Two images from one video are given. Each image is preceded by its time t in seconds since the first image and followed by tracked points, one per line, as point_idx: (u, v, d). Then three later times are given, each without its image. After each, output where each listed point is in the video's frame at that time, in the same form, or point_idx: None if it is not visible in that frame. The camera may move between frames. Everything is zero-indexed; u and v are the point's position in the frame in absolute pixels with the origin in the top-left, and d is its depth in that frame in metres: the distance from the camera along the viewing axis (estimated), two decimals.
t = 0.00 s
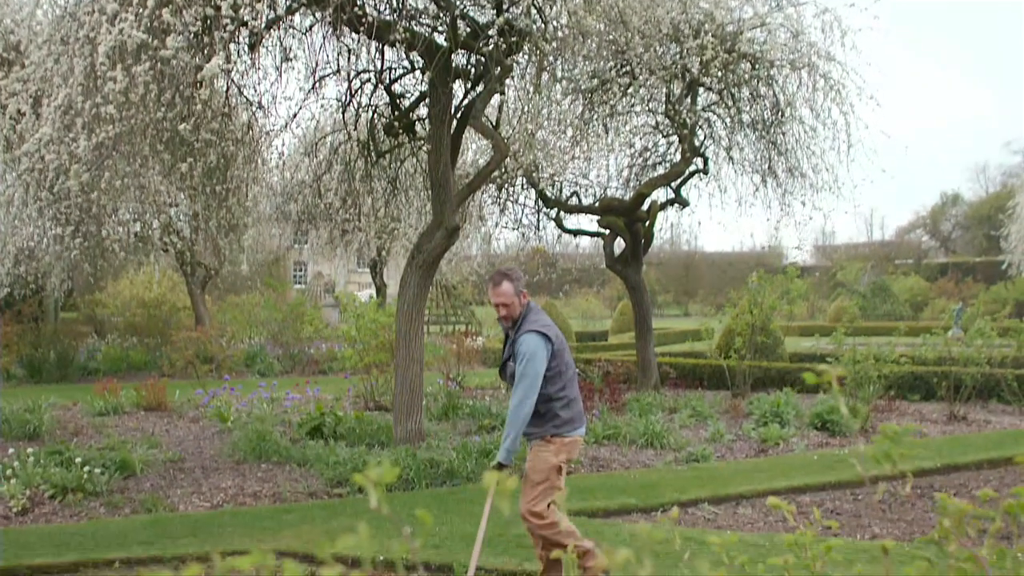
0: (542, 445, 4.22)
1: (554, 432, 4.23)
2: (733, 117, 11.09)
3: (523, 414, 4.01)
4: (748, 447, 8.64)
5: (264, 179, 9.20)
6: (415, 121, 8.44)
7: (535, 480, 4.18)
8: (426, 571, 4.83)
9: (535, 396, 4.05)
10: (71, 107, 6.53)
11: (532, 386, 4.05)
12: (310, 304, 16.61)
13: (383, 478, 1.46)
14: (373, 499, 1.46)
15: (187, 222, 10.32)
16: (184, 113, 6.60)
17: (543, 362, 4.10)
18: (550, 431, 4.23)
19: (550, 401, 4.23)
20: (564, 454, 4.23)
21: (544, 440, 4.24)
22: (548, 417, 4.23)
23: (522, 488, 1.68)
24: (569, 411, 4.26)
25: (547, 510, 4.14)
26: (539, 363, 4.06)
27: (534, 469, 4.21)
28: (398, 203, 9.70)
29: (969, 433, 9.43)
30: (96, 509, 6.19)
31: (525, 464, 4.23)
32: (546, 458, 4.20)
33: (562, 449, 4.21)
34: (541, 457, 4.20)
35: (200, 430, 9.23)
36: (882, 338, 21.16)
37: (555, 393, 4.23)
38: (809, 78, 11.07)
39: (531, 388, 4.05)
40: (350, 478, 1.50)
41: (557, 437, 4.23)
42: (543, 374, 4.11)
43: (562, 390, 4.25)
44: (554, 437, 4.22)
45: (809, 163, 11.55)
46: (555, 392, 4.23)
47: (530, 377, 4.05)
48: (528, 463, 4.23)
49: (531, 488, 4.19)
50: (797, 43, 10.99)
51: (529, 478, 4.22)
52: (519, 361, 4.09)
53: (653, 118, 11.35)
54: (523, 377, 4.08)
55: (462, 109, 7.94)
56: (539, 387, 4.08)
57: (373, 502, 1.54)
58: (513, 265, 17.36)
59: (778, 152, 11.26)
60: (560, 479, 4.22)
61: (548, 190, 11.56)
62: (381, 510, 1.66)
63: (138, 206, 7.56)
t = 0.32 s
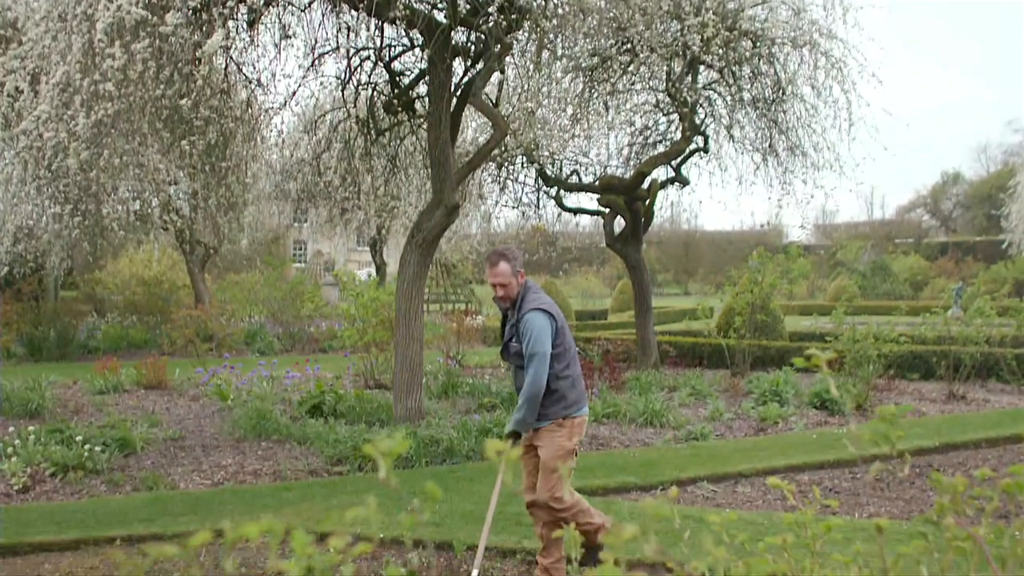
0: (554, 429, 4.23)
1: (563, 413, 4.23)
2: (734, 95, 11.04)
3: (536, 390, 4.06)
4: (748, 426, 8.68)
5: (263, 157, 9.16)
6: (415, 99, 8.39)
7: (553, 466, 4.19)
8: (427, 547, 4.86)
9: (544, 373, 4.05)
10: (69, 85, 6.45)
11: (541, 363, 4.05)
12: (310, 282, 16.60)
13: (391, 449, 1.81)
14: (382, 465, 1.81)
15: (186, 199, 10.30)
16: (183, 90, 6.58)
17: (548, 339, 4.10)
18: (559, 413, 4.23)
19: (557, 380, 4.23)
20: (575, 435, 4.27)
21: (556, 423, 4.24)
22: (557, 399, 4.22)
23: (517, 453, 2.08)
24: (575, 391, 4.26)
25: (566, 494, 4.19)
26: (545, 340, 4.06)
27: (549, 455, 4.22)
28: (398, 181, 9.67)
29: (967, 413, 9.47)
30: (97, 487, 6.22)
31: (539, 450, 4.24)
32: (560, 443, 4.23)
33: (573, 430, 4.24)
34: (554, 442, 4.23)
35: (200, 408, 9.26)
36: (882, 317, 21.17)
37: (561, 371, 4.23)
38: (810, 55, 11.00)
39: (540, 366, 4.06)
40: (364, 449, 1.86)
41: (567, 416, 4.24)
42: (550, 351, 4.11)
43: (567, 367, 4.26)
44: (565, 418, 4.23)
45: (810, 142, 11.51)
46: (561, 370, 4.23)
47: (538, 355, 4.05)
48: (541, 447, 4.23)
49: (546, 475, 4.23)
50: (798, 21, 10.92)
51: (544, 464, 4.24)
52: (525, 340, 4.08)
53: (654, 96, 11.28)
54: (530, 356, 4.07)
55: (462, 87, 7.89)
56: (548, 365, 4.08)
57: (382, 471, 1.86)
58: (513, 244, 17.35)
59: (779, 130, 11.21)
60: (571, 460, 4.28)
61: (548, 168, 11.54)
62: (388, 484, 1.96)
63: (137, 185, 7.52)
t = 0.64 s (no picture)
0: (554, 419, 4.23)
1: (563, 404, 4.23)
2: (735, 83, 11.00)
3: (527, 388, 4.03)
4: (748, 414, 8.69)
5: (263, 145, 9.15)
6: (415, 87, 8.37)
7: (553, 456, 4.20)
8: (428, 535, 4.88)
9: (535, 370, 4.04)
10: (67, 72, 6.40)
11: (530, 361, 4.05)
12: (310, 270, 16.61)
13: (391, 437, 1.82)
14: (383, 453, 1.82)
15: (186, 187, 10.29)
16: (183, 77, 6.56)
17: (542, 336, 4.09)
18: (559, 405, 4.23)
19: (555, 373, 4.22)
20: (576, 423, 4.26)
21: (557, 414, 4.24)
22: (556, 391, 4.23)
23: (517, 444, 2.12)
24: (575, 381, 4.26)
25: (563, 488, 4.20)
26: (538, 338, 4.06)
27: (550, 444, 4.24)
28: (398, 169, 9.65)
29: (967, 401, 9.48)
30: (97, 475, 6.23)
31: (541, 440, 4.26)
32: (560, 432, 4.23)
33: (574, 419, 4.23)
34: (554, 432, 4.23)
35: (201, 395, 9.28)
36: (882, 305, 21.20)
37: (558, 365, 4.22)
38: (810, 43, 10.96)
39: (529, 364, 4.06)
40: (364, 436, 1.86)
41: (567, 408, 4.24)
42: (543, 348, 4.10)
43: (566, 360, 4.24)
44: (565, 408, 4.24)
45: (811, 129, 11.48)
46: (559, 364, 4.22)
47: (530, 352, 4.05)
48: (543, 438, 4.25)
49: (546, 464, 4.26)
50: (799, 8, 10.87)
51: (545, 454, 4.25)
52: (518, 339, 4.09)
53: (655, 84, 11.24)
54: (521, 353, 4.08)
55: (462, 75, 7.88)
56: (538, 362, 4.08)
57: (382, 457, 1.88)
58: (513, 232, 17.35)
59: (779, 118, 11.19)
60: (573, 448, 4.28)
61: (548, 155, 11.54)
62: (388, 470, 2.00)
63: (139, 173, 7.48)
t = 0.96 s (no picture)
0: (562, 412, 4.23)
1: (570, 398, 4.23)
2: (735, 77, 10.97)
3: (538, 378, 4.02)
4: (748, 408, 8.70)
5: (262, 139, 9.14)
6: (415, 80, 8.36)
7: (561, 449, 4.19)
8: (428, 528, 4.88)
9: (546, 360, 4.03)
10: (66, 66, 6.36)
11: (542, 353, 4.04)
12: (310, 264, 16.60)
13: (393, 425, 1.88)
14: (385, 442, 1.88)
15: (186, 180, 10.29)
16: (182, 71, 6.60)
17: (551, 326, 4.09)
18: (565, 398, 4.23)
19: (562, 366, 4.22)
20: (581, 416, 4.27)
21: (563, 407, 4.24)
22: (562, 383, 4.22)
23: (518, 435, 2.13)
24: (580, 373, 4.27)
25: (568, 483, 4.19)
26: (547, 327, 4.06)
27: (556, 437, 4.23)
28: (397, 162, 9.64)
29: (966, 394, 9.49)
30: (98, 468, 6.25)
31: (547, 433, 4.25)
32: (567, 426, 4.23)
33: (580, 412, 4.23)
34: (561, 425, 4.23)
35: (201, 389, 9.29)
36: (882, 299, 21.22)
37: (565, 357, 4.22)
38: (811, 37, 10.91)
39: (539, 353, 4.06)
40: (366, 426, 1.92)
41: (573, 401, 4.24)
42: (552, 338, 4.10)
43: (571, 353, 4.25)
44: (572, 403, 4.23)
45: (811, 123, 11.46)
46: (566, 356, 4.23)
47: (541, 342, 4.04)
48: (549, 431, 4.24)
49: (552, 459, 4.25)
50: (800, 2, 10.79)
51: (552, 448, 4.24)
52: (528, 329, 4.08)
53: (654, 78, 11.22)
54: (531, 344, 4.07)
55: (462, 68, 7.87)
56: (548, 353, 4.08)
57: (384, 448, 1.90)
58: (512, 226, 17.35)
59: (779, 112, 11.18)
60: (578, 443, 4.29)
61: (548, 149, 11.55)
62: (389, 462, 2.01)
63: (140, 167, 7.47)
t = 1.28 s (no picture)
0: (561, 410, 4.22)
1: (571, 396, 4.22)
2: (736, 75, 10.95)
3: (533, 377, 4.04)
4: (748, 406, 8.71)
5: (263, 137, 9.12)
6: (415, 78, 8.35)
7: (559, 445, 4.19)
8: (428, 526, 4.88)
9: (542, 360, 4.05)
10: (66, 63, 6.33)
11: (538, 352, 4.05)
12: (310, 261, 16.61)
13: (390, 426, 1.89)
14: (382, 442, 1.89)
15: (186, 178, 10.28)
16: (183, 69, 6.62)
17: (550, 326, 4.10)
18: (567, 396, 4.22)
19: (563, 365, 4.22)
20: (583, 415, 4.25)
21: (564, 405, 4.23)
22: (563, 382, 4.22)
23: (517, 436, 2.14)
24: (582, 373, 4.25)
25: (571, 479, 4.16)
26: (545, 327, 4.06)
27: (557, 434, 4.23)
28: (397, 160, 9.64)
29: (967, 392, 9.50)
30: (98, 466, 6.25)
31: (549, 430, 4.25)
32: (569, 423, 4.22)
33: (580, 410, 4.22)
34: (563, 423, 4.22)
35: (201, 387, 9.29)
36: (883, 297, 21.23)
37: (565, 356, 4.22)
38: (811, 34, 10.89)
39: (536, 352, 4.07)
40: (362, 427, 1.93)
41: (573, 399, 4.22)
42: (549, 337, 4.10)
43: (573, 352, 4.24)
44: (573, 401, 4.22)
45: (811, 121, 11.46)
46: (566, 354, 4.22)
47: (537, 341, 4.05)
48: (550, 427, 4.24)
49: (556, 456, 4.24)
50: None
51: (554, 445, 4.23)
52: (526, 327, 4.10)
53: (655, 75, 11.22)
54: (529, 342, 4.09)
55: (462, 66, 7.87)
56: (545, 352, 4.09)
57: (381, 448, 1.91)
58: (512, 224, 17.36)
59: (780, 110, 11.17)
60: (582, 440, 4.26)
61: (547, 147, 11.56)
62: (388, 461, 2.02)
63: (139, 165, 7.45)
